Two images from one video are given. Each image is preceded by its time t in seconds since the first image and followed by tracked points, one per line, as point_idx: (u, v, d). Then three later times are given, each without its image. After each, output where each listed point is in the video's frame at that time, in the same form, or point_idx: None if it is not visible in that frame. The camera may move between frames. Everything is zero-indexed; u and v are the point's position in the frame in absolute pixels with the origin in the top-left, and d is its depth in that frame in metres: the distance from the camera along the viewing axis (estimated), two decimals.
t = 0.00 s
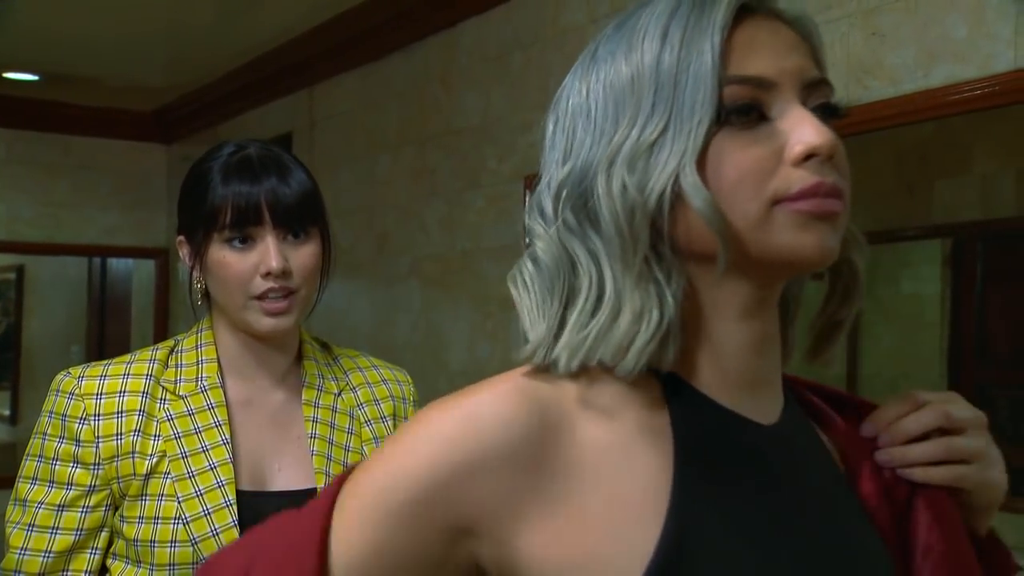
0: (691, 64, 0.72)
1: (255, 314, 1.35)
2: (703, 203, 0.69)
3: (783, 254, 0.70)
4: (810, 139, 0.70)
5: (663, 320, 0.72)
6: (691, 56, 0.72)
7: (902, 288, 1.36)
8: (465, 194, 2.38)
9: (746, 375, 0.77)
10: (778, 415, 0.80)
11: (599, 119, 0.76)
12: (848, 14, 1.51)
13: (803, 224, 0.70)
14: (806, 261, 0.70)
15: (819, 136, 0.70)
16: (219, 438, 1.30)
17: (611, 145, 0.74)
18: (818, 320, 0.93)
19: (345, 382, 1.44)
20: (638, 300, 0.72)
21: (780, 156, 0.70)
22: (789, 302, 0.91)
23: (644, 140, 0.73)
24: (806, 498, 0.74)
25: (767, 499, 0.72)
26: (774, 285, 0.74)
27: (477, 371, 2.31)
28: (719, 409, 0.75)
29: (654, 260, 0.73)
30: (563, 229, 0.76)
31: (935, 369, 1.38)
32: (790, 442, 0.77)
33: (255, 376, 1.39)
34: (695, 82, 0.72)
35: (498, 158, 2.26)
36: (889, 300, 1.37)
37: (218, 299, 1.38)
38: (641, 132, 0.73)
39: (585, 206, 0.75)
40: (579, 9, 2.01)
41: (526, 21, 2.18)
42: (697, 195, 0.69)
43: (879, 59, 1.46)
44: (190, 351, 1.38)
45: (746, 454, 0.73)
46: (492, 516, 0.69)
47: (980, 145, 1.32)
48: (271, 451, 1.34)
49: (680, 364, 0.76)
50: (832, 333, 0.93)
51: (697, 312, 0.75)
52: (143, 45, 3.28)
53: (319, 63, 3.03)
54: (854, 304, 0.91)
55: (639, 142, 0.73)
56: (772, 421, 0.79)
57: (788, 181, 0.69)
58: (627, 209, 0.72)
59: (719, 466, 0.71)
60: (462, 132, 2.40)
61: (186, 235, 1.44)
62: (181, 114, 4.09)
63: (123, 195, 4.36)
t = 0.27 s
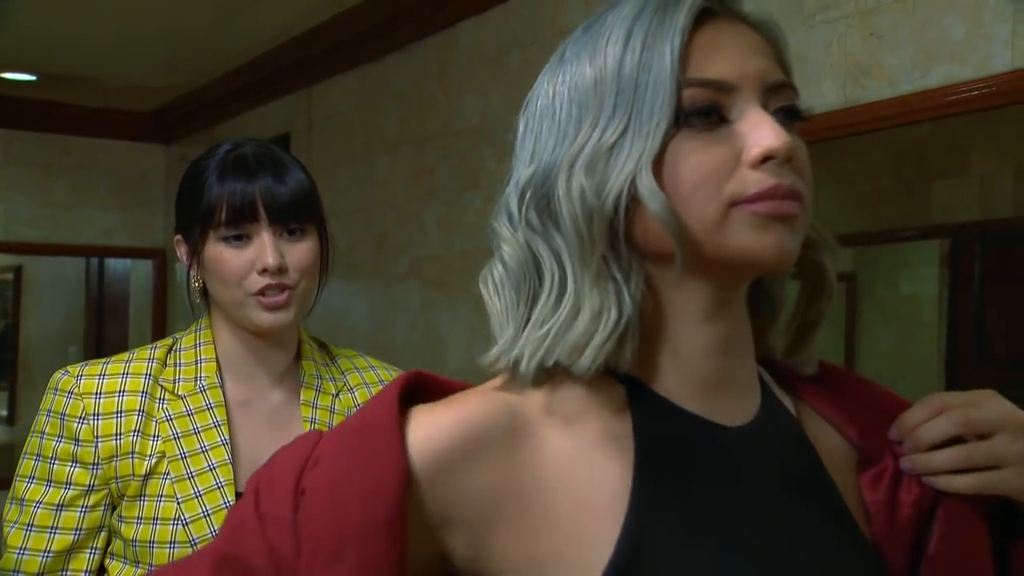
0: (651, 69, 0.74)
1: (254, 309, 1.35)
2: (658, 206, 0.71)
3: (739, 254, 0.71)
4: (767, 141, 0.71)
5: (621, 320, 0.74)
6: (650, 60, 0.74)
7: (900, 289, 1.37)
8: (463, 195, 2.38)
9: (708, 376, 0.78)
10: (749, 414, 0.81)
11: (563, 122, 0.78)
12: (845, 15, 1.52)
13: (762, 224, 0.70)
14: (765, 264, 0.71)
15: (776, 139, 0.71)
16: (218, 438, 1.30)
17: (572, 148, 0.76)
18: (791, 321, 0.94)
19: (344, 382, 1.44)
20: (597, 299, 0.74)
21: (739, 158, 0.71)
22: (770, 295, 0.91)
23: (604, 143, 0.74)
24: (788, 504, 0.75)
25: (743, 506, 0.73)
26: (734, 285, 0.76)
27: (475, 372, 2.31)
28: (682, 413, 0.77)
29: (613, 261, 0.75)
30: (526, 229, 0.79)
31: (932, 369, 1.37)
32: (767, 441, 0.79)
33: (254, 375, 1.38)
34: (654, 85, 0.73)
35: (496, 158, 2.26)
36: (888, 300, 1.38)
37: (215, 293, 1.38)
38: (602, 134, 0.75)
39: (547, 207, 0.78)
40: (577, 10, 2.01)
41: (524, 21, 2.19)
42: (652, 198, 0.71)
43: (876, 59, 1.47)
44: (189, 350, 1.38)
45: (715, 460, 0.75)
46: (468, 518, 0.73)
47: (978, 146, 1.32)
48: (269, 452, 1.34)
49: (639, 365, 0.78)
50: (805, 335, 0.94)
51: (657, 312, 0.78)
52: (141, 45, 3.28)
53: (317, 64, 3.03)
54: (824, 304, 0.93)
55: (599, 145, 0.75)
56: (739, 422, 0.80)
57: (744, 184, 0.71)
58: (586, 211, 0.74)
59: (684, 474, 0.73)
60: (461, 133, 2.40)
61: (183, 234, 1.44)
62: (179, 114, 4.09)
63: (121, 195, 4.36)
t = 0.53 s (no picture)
0: (628, 71, 0.73)
1: (257, 308, 1.35)
2: (628, 209, 0.70)
3: (706, 259, 0.70)
4: (742, 148, 0.70)
5: (594, 319, 0.75)
6: (628, 62, 0.73)
7: (900, 289, 1.39)
8: (463, 195, 2.38)
9: (678, 379, 0.78)
10: (725, 414, 0.80)
11: (541, 121, 0.77)
12: (845, 15, 1.52)
13: (732, 231, 0.69)
14: (733, 268, 0.70)
15: (751, 145, 0.70)
16: (223, 441, 1.30)
17: (549, 148, 0.76)
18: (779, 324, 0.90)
19: (347, 382, 1.44)
20: (570, 299, 0.75)
21: (711, 164, 0.70)
22: (761, 297, 0.89)
23: (580, 144, 0.74)
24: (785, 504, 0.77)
25: (738, 511, 0.74)
26: (705, 289, 0.75)
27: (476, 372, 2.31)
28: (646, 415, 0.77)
29: (587, 263, 0.75)
30: (505, 228, 0.79)
31: (933, 370, 1.37)
32: (750, 447, 0.78)
33: (256, 378, 1.39)
34: (630, 88, 0.72)
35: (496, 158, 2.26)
36: (889, 300, 1.40)
37: (218, 297, 1.38)
38: (578, 135, 0.74)
39: (524, 206, 0.78)
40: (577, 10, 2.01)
41: (524, 22, 2.19)
42: (624, 201, 0.70)
43: (876, 59, 1.47)
44: (192, 352, 1.38)
45: (700, 464, 0.76)
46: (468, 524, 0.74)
47: (978, 146, 1.32)
48: (273, 454, 1.34)
49: (609, 369, 0.79)
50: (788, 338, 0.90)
51: (630, 312, 0.77)
52: (141, 46, 3.28)
53: (317, 64, 3.03)
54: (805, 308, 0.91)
55: (575, 146, 0.74)
56: (713, 422, 0.79)
57: (718, 190, 0.70)
58: (560, 213, 0.74)
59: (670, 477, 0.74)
60: (461, 133, 2.40)
61: (184, 237, 1.44)
62: (178, 115, 4.09)
63: (121, 196, 4.36)
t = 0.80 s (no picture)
0: (640, 66, 0.72)
1: (263, 305, 1.34)
2: (643, 206, 0.69)
3: (723, 257, 0.69)
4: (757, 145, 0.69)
5: (609, 319, 0.73)
6: (640, 58, 0.72)
7: (901, 289, 1.40)
8: (463, 195, 2.39)
9: (692, 378, 0.77)
10: (738, 416, 0.81)
11: (552, 117, 0.76)
12: (846, 15, 1.52)
13: (748, 230, 0.69)
14: (749, 266, 0.69)
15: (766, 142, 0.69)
16: (225, 437, 1.30)
17: (560, 144, 0.75)
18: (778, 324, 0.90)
19: (346, 379, 1.44)
20: (583, 299, 0.73)
21: (726, 162, 0.69)
22: (758, 297, 0.88)
23: (592, 140, 0.73)
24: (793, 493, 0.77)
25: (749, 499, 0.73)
26: (719, 289, 0.74)
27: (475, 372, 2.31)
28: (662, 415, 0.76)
29: (600, 261, 0.74)
30: (514, 225, 0.78)
31: (934, 369, 1.38)
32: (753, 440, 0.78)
33: (259, 374, 1.39)
34: (642, 84, 0.71)
35: (496, 158, 2.26)
36: (889, 300, 1.41)
37: (221, 290, 1.38)
38: (590, 132, 0.73)
39: (535, 203, 0.77)
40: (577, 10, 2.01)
41: (524, 22, 2.19)
42: (638, 198, 0.70)
43: (877, 60, 1.47)
44: (193, 348, 1.38)
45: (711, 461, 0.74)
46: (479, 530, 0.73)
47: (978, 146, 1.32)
48: (274, 450, 1.35)
49: (625, 370, 0.77)
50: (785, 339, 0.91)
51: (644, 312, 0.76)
52: (141, 46, 3.28)
53: (317, 64, 3.03)
54: (807, 307, 0.91)
55: (587, 142, 0.73)
56: (726, 424, 0.79)
57: (732, 187, 0.69)
58: (572, 210, 0.73)
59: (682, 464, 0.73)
60: (461, 133, 2.41)
61: (189, 231, 1.44)
62: (178, 115, 4.09)
63: (121, 196, 4.36)
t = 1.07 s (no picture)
0: (642, 61, 0.72)
1: (262, 300, 1.34)
2: (647, 202, 0.69)
3: (729, 253, 0.69)
4: (761, 139, 0.69)
5: (613, 317, 0.73)
6: (641, 52, 0.72)
7: (900, 289, 1.40)
8: (463, 195, 2.39)
9: (696, 375, 0.77)
10: (738, 413, 0.81)
11: (553, 115, 0.76)
12: (845, 16, 1.52)
13: (753, 225, 0.68)
14: (754, 261, 0.69)
15: (770, 136, 0.69)
16: (225, 433, 1.30)
17: (561, 142, 0.75)
18: (784, 321, 0.91)
19: (346, 376, 1.44)
20: (585, 298, 0.73)
21: (731, 157, 0.69)
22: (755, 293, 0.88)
23: (593, 137, 0.73)
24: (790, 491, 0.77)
25: (750, 499, 0.74)
26: (723, 285, 0.74)
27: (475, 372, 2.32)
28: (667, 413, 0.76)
29: (604, 259, 0.74)
30: (514, 224, 0.78)
31: (934, 369, 1.38)
32: (754, 441, 0.79)
33: (259, 371, 1.38)
34: (644, 80, 0.71)
35: (495, 158, 2.26)
36: (889, 300, 1.42)
37: (220, 288, 1.38)
38: (591, 128, 0.73)
39: (536, 201, 0.77)
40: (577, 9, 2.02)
41: (523, 23, 2.19)
42: (641, 194, 0.69)
43: (877, 60, 1.47)
44: (193, 345, 1.38)
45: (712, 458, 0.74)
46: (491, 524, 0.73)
47: (977, 147, 1.32)
48: (273, 447, 1.34)
49: (629, 371, 0.77)
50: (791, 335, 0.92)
51: (649, 309, 0.76)
52: (141, 45, 3.28)
53: (317, 64, 3.03)
54: (814, 304, 0.91)
55: (588, 139, 0.73)
56: (729, 423, 0.79)
57: (736, 182, 0.69)
58: (575, 208, 0.73)
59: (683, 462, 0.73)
60: (461, 134, 2.41)
61: (187, 230, 1.44)
62: (178, 115, 4.09)
63: (121, 196, 4.36)
